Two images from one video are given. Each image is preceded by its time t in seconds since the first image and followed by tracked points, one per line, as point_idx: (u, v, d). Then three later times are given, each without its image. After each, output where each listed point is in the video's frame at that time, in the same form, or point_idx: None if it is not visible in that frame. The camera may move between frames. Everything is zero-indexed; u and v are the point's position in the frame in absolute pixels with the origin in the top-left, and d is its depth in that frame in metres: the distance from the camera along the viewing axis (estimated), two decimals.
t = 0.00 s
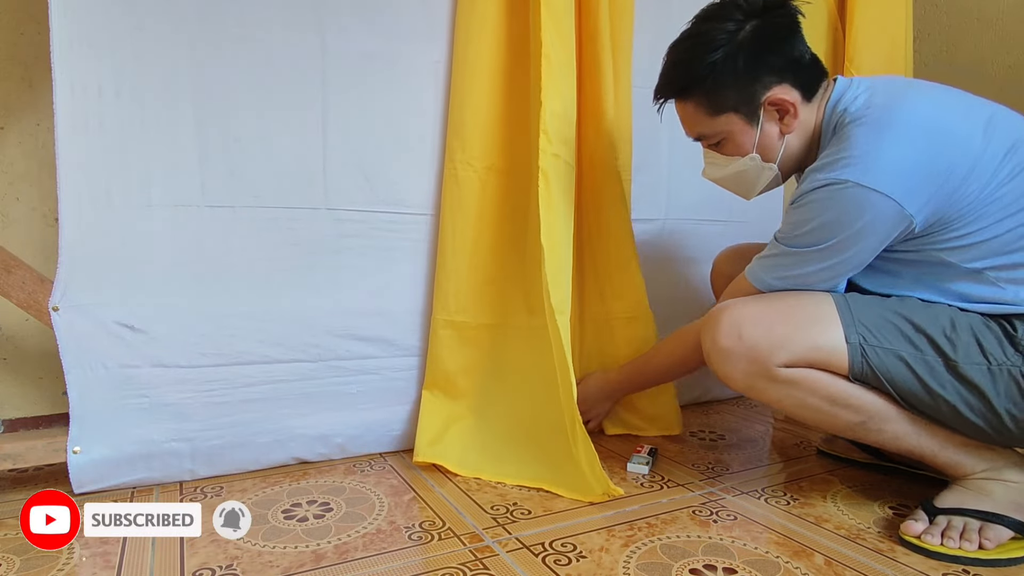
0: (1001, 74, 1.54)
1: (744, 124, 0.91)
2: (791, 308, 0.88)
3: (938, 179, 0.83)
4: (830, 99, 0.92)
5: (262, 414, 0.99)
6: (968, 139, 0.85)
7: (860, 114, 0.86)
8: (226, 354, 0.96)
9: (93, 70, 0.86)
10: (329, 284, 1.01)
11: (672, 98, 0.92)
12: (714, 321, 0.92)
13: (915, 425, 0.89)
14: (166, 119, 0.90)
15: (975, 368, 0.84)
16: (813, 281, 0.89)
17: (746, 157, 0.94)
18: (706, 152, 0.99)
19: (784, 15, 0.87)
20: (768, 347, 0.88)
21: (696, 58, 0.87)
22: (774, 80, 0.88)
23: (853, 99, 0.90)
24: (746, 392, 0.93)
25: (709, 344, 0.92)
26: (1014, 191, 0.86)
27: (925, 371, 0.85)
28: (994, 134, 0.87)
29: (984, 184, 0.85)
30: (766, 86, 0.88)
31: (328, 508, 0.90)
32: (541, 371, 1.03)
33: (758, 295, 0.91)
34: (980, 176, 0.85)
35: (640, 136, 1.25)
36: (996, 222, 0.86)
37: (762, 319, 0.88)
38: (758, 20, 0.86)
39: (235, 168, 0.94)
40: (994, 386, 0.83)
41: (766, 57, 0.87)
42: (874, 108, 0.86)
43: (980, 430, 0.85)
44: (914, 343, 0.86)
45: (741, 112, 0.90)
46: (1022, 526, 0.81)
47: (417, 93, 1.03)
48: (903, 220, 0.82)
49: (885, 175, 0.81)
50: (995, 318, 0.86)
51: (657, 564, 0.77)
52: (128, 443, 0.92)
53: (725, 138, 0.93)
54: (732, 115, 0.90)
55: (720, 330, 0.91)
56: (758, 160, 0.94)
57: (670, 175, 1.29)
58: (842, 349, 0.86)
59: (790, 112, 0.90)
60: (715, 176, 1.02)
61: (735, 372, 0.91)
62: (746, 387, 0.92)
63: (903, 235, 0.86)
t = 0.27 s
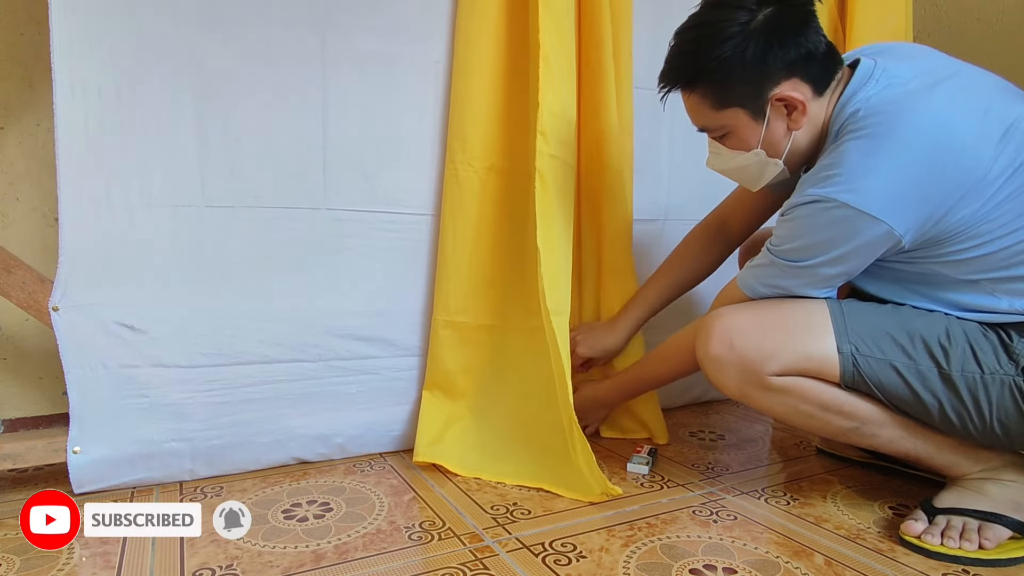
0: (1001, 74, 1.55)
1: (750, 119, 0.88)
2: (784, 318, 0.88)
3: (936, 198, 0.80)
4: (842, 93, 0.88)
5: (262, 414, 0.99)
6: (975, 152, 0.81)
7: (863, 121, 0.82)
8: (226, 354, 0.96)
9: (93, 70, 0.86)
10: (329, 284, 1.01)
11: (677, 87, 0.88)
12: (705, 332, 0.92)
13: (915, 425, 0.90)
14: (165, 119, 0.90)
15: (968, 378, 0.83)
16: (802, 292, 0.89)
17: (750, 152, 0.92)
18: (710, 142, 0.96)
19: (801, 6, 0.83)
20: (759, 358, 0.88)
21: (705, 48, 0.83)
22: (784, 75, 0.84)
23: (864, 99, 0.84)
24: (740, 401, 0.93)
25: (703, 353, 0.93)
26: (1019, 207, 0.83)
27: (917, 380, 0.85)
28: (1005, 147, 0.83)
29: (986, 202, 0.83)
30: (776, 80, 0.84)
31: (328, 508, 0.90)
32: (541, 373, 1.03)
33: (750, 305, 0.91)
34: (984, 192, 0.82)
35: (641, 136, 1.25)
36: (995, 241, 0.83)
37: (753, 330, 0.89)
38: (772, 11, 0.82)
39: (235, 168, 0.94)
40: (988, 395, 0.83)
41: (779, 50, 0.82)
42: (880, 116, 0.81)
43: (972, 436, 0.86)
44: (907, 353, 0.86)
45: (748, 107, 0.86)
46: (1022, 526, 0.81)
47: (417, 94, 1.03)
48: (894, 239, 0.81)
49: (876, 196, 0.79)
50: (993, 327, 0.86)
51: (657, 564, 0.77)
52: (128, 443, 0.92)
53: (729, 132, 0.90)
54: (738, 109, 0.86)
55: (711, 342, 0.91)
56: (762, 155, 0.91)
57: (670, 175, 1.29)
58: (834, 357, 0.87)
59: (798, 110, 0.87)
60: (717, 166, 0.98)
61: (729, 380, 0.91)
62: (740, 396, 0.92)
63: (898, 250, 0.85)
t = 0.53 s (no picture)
0: (1001, 75, 1.55)
1: (745, 125, 0.88)
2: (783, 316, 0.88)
3: (934, 196, 0.80)
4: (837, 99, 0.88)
5: (262, 414, 0.99)
6: (970, 150, 0.82)
7: (859, 121, 0.83)
8: (226, 354, 0.96)
9: (92, 70, 0.86)
10: (329, 284, 1.01)
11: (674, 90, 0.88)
12: (705, 329, 0.92)
13: (915, 424, 0.90)
14: (165, 120, 0.90)
15: (967, 376, 0.84)
16: (802, 290, 0.89)
17: (745, 157, 0.91)
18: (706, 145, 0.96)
19: (798, 13, 0.83)
20: (760, 356, 0.88)
21: (701, 54, 0.83)
22: (778, 82, 0.84)
23: (858, 101, 0.85)
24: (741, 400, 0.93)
25: (702, 352, 0.93)
26: (1017, 204, 0.83)
27: (917, 378, 0.86)
28: (1000, 145, 0.83)
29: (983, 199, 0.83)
30: (771, 87, 0.84)
31: (328, 508, 0.90)
32: (541, 371, 1.03)
33: (750, 303, 0.91)
34: (980, 189, 0.82)
35: (640, 136, 1.25)
36: (993, 238, 0.83)
37: (754, 327, 0.88)
38: (769, 19, 0.82)
39: (234, 168, 0.94)
40: (986, 394, 0.83)
41: (775, 57, 0.82)
42: (874, 116, 0.82)
43: (970, 434, 0.86)
44: (907, 351, 0.86)
45: (743, 113, 0.86)
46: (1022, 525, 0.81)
47: (417, 94, 1.03)
48: (894, 236, 0.81)
49: (875, 194, 0.79)
50: (993, 326, 0.86)
51: (657, 564, 0.77)
52: (128, 443, 0.92)
53: (725, 136, 0.90)
54: (733, 115, 0.86)
55: (711, 339, 0.91)
56: (757, 160, 0.91)
57: (670, 175, 1.29)
58: (833, 355, 0.87)
59: (793, 116, 0.87)
60: (714, 169, 0.98)
61: (729, 379, 0.91)
62: (740, 393, 0.92)
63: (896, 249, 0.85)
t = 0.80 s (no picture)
0: (1000, 75, 1.55)
1: (754, 123, 0.88)
2: (786, 307, 0.89)
3: (942, 192, 0.80)
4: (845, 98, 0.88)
5: (261, 414, 0.99)
6: (978, 147, 0.82)
7: (869, 117, 0.83)
8: (226, 354, 0.96)
9: (92, 71, 0.86)
10: (329, 284, 1.01)
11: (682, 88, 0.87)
12: (711, 322, 0.93)
13: (915, 424, 0.90)
14: (165, 120, 0.90)
15: (969, 373, 0.84)
16: (810, 285, 0.89)
17: (753, 155, 0.92)
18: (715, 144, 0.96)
19: (807, 13, 0.83)
20: (763, 347, 0.89)
21: (709, 53, 0.83)
22: (788, 80, 0.84)
23: (866, 98, 0.85)
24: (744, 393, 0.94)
25: (706, 344, 0.94)
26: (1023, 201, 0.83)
27: (919, 374, 0.86)
28: (1007, 141, 0.84)
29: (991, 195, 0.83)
30: (781, 85, 0.84)
31: (328, 508, 0.90)
32: (541, 370, 1.03)
33: (756, 296, 0.92)
34: (988, 186, 0.82)
35: (641, 136, 1.25)
36: (1001, 234, 0.83)
37: (758, 320, 0.89)
38: (778, 17, 0.82)
39: (234, 168, 0.94)
40: (988, 391, 0.83)
41: (784, 56, 0.82)
42: (884, 112, 0.82)
43: (971, 432, 0.86)
44: (909, 346, 0.86)
45: (751, 111, 0.86)
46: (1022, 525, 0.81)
47: (417, 94, 1.03)
48: (903, 232, 0.81)
49: (884, 190, 0.79)
50: (997, 325, 0.86)
51: (657, 564, 0.77)
52: (128, 443, 0.92)
53: (733, 135, 0.90)
54: (742, 113, 0.86)
55: (715, 331, 0.92)
56: (765, 159, 0.91)
57: (670, 175, 1.29)
58: (834, 348, 0.87)
59: (801, 115, 0.87)
60: (722, 169, 0.98)
61: (733, 371, 0.92)
62: (744, 387, 0.93)
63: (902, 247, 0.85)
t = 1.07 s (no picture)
0: (1000, 74, 1.55)
1: (741, 135, 0.88)
2: (774, 312, 0.90)
3: (924, 200, 0.80)
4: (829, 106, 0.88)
5: (261, 414, 0.99)
6: (958, 156, 0.81)
7: (848, 129, 0.82)
8: (226, 354, 0.96)
9: (92, 71, 0.86)
10: (329, 284, 1.01)
11: (669, 102, 0.87)
12: (701, 329, 0.95)
13: (914, 424, 0.90)
14: (165, 120, 0.90)
15: (956, 373, 0.84)
16: (798, 294, 0.89)
17: (741, 166, 0.92)
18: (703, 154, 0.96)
19: (790, 22, 0.83)
20: (752, 352, 0.90)
21: (694, 67, 0.83)
22: (773, 91, 0.84)
23: (849, 106, 0.84)
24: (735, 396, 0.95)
25: (697, 349, 0.95)
26: (1007, 207, 0.83)
27: (906, 374, 0.86)
28: (986, 148, 0.83)
29: (971, 204, 0.82)
30: (766, 96, 0.84)
31: (328, 508, 0.90)
32: (540, 371, 1.03)
33: (745, 303, 0.93)
34: (970, 189, 0.82)
35: (639, 136, 1.25)
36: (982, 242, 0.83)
37: (746, 326, 0.91)
38: (763, 29, 0.82)
39: (234, 168, 0.94)
40: (974, 390, 0.84)
41: (770, 67, 0.82)
42: (863, 124, 0.81)
43: (961, 430, 0.87)
44: (895, 348, 0.87)
45: (739, 122, 0.86)
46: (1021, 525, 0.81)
47: (417, 94, 1.03)
48: (884, 245, 0.81)
49: (863, 204, 0.79)
50: (987, 325, 0.85)
51: (657, 564, 0.77)
52: (128, 443, 0.92)
53: (720, 146, 0.90)
54: (729, 126, 0.87)
55: (706, 337, 0.94)
56: (752, 169, 0.92)
57: (670, 175, 1.29)
58: (822, 352, 0.88)
59: (786, 126, 0.87)
60: (712, 177, 0.98)
61: (723, 375, 0.93)
62: (735, 391, 0.94)
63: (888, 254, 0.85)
